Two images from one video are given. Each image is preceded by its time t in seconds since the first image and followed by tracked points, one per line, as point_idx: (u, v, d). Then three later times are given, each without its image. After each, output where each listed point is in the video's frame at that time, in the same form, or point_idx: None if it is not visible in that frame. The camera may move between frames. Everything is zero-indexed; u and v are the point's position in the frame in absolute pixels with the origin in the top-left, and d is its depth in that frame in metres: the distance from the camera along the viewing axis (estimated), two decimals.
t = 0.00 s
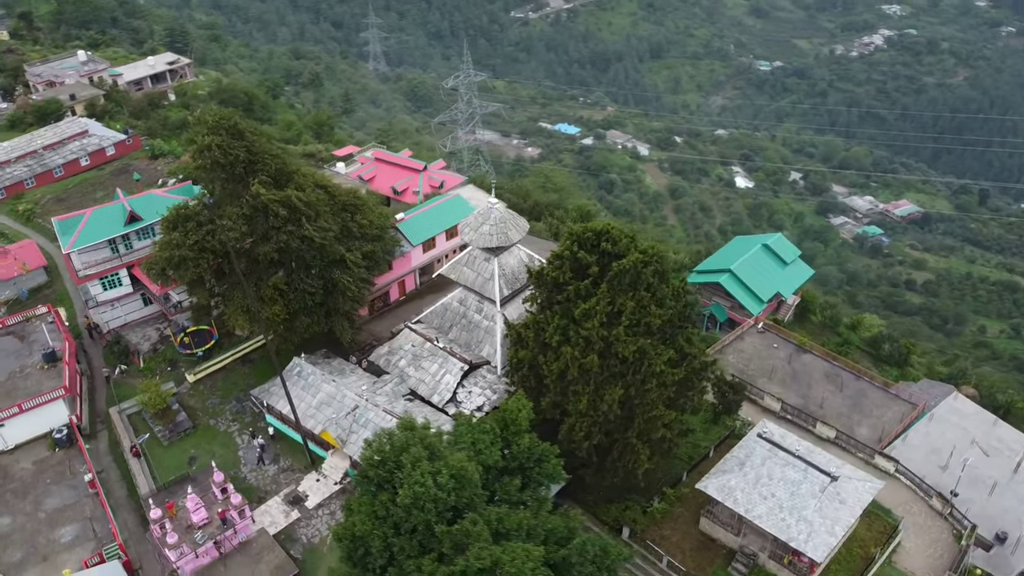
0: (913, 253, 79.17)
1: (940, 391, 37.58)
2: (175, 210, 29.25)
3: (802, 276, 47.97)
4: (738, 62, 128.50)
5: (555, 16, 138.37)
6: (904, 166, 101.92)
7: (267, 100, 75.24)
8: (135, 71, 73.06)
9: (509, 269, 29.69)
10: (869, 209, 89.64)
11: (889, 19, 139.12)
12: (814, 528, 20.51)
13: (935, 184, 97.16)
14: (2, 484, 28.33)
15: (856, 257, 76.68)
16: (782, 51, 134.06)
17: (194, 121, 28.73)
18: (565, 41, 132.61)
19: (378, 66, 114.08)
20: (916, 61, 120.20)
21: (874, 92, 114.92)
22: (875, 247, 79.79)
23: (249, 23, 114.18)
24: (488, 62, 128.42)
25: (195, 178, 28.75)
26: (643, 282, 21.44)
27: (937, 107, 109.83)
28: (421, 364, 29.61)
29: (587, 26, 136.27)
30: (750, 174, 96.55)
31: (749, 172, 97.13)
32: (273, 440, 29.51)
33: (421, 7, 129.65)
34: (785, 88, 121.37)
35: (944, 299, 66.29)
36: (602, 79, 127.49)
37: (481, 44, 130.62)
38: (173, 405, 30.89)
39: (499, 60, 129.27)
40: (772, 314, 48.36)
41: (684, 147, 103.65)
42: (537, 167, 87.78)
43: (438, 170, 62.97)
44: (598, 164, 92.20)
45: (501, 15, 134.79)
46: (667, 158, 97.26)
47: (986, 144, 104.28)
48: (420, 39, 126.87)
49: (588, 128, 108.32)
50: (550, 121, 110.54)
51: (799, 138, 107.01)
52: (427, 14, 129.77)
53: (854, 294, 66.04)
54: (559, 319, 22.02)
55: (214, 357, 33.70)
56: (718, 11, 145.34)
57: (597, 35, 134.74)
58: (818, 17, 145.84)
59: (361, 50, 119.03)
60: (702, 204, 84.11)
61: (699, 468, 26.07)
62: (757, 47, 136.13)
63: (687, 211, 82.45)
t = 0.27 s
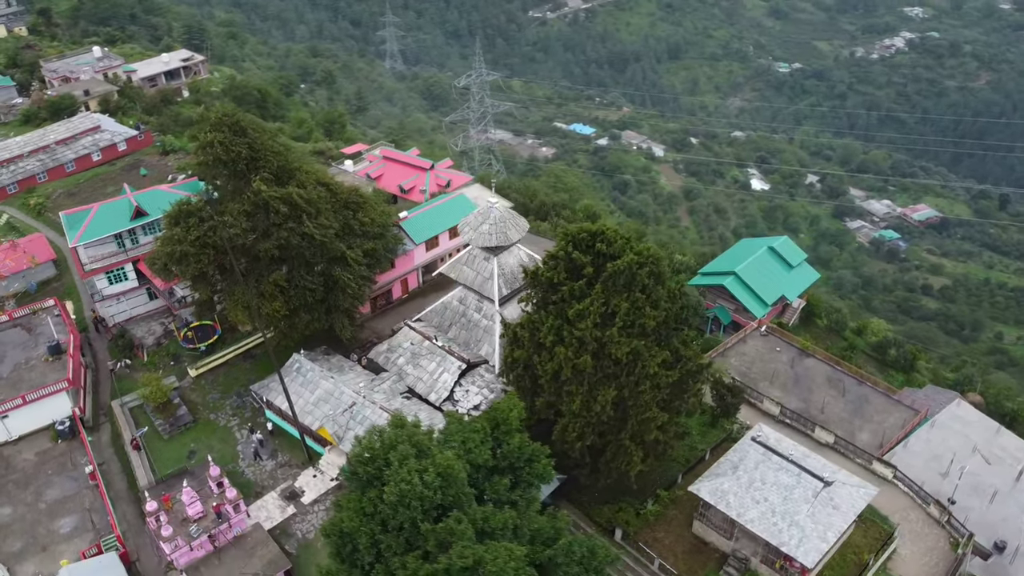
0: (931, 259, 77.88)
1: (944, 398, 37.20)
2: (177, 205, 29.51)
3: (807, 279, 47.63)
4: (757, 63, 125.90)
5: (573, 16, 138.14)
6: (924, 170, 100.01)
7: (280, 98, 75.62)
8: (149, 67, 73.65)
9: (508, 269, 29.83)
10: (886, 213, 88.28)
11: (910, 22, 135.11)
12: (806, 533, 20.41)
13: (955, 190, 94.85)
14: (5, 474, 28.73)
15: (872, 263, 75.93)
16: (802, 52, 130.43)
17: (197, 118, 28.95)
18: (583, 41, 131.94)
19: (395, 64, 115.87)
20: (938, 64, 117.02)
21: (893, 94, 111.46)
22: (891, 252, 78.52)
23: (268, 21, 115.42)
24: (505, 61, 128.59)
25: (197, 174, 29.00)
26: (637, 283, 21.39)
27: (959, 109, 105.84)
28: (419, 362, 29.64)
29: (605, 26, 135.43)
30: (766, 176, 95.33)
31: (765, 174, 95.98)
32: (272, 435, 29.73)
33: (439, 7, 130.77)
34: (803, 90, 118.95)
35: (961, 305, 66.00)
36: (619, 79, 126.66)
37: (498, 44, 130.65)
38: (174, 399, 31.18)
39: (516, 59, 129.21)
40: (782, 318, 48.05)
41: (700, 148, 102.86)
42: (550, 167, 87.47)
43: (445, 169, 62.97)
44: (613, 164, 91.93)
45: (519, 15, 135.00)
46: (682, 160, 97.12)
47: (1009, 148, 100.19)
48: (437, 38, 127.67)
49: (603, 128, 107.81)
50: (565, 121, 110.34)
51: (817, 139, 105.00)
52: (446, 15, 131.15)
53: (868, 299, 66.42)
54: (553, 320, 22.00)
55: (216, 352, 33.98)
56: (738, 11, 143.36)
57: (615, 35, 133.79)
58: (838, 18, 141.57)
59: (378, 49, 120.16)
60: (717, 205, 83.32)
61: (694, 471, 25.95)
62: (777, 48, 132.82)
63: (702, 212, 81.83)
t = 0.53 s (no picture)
0: (948, 265, 76.76)
1: (949, 404, 36.82)
2: (180, 201, 29.81)
3: (814, 282, 47.16)
4: (776, 65, 124.68)
5: (591, 16, 137.42)
6: (943, 174, 96.88)
7: (293, 95, 75.96)
8: (164, 64, 74.34)
9: (508, 269, 29.90)
10: (904, 217, 87.09)
11: (933, 24, 132.32)
12: (797, 538, 20.36)
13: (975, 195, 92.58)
14: (8, 464, 29.14)
15: (889, 267, 75.18)
16: (822, 54, 128.75)
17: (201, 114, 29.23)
18: (601, 42, 131.47)
19: (412, 63, 116.52)
20: (960, 67, 115.32)
21: (915, 98, 110.48)
22: (907, 258, 77.61)
23: (286, 19, 116.73)
24: (522, 61, 128.66)
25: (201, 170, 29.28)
26: (632, 284, 21.36)
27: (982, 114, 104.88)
28: (418, 360, 29.68)
29: (624, 27, 134.82)
30: (782, 179, 94.44)
31: (781, 177, 95.08)
32: (271, 431, 29.95)
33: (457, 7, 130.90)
34: (823, 92, 117.35)
35: (979, 311, 65.60)
36: (637, 80, 126.21)
37: (515, 44, 130.80)
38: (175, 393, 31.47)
39: (533, 59, 129.16)
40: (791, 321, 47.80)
41: (716, 150, 102.24)
42: (564, 167, 87.36)
43: (453, 168, 63.08)
44: (628, 165, 91.69)
45: (537, 14, 134.64)
46: (698, 161, 96.90)
47: None
48: (455, 37, 127.92)
49: (618, 129, 107.51)
50: (581, 121, 110.24)
51: (835, 143, 103.86)
52: (464, 14, 131.09)
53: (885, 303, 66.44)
54: (547, 320, 22.01)
55: (219, 348, 34.25)
56: (758, 13, 142.07)
57: (633, 36, 133.08)
58: (859, 19, 139.23)
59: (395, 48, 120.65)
60: (731, 207, 82.86)
61: (689, 473, 25.88)
62: (797, 50, 131.53)
63: (716, 214, 81.42)
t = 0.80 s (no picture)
0: (967, 271, 75.61)
1: (953, 410, 36.43)
2: (183, 196, 30.04)
3: (820, 286, 46.85)
4: (795, 67, 123.55)
5: (610, 16, 136.61)
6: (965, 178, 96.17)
7: (305, 92, 76.29)
8: (179, 61, 74.90)
9: (507, 268, 30.02)
10: (922, 222, 85.46)
11: (956, 27, 130.74)
12: (788, 543, 20.24)
13: (996, 201, 91.60)
14: (11, 454, 29.57)
15: (907, 273, 74.55)
16: (843, 56, 127.08)
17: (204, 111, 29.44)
18: (619, 42, 130.79)
19: (429, 61, 116.87)
20: (984, 71, 112.71)
21: (936, 102, 108.19)
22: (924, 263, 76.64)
23: (305, 17, 117.79)
24: (540, 61, 128.53)
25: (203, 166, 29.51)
26: (626, 285, 21.31)
27: (1004, 119, 101.37)
28: (416, 358, 29.74)
29: (643, 27, 134.10)
30: (799, 182, 93.49)
31: (798, 180, 94.14)
32: (270, 426, 30.16)
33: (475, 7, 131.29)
34: (843, 95, 115.84)
35: (997, 318, 64.34)
36: (655, 81, 125.66)
37: (534, 43, 130.82)
38: (176, 386, 31.76)
39: (551, 59, 128.95)
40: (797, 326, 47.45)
41: (732, 152, 101.39)
42: (578, 167, 87.12)
43: (461, 167, 63.18)
44: (643, 166, 91.31)
45: (555, 14, 134.41)
46: (714, 163, 96.23)
47: None
48: (473, 37, 128.17)
49: (634, 129, 107.08)
50: (597, 121, 109.95)
51: (854, 146, 102.66)
52: (483, 14, 131.32)
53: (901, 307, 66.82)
54: (540, 320, 21.99)
55: (221, 343, 34.53)
56: (779, 14, 140.65)
57: (652, 36, 132.28)
58: (881, 21, 137.54)
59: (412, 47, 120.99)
60: (746, 210, 82.38)
61: (685, 475, 25.79)
62: (817, 52, 130.03)
63: (731, 217, 80.97)
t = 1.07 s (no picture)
0: (985, 277, 74.59)
1: (957, 417, 36.04)
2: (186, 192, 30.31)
3: (826, 290, 46.44)
4: (816, 69, 121.64)
5: (629, 16, 135.91)
6: (987, 183, 94.72)
7: (318, 89, 76.59)
8: (193, 57, 75.38)
9: (506, 268, 30.12)
10: (941, 226, 84.91)
11: (980, 30, 129.13)
12: (778, 547, 20.16)
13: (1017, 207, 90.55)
14: (14, 444, 29.99)
15: (924, 279, 73.74)
16: (865, 59, 125.40)
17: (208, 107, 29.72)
18: (638, 42, 130.08)
19: (446, 61, 116.99)
20: (1009, 75, 111.09)
21: (959, 105, 106.97)
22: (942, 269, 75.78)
23: (324, 16, 118.47)
24: (558, 61, 128.31)
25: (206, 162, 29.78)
26: (620, 286, 21.29)
27: None
28: (414, 356, 29.84)
29: (662, 27, 133.29)
30: (816, 185, 92.53)
31: (816, 183, 93.20)
32: (268, 421, 30.35)
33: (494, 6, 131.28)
34: (864, 98, 114.29)
35: (1015, 325, 63.64)
36: (673, 82, 124.99)
37: (552, 43, 130.66)
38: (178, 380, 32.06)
39: (569, 59, 128.67)
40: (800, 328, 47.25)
41: (749, 154, 100.20)
42: (591, 168, 86.82)
43: (467, 165, 63.06)
44: (658, 167, 90.84)
45: (574, 14, 134.11)
46: (730, 164, 95.40)
47: None
48: (491, 36, 128.17)
49: (650, 130, 106.52)
50: (613, 121, 109.47)
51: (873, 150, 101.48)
52: (501, 13, 131.28)
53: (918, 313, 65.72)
54: (534, 320, 22.01)
55: (223, 338, 34.80)
56: (800, 16, 139.09)
57: (671, 37, 131.52)
58: (904, 23, 135.40)
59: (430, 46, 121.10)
60: (762, 212, 81.81)
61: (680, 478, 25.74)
62: (838, 54, 128.11)
63: (747, 219, 80.39)
